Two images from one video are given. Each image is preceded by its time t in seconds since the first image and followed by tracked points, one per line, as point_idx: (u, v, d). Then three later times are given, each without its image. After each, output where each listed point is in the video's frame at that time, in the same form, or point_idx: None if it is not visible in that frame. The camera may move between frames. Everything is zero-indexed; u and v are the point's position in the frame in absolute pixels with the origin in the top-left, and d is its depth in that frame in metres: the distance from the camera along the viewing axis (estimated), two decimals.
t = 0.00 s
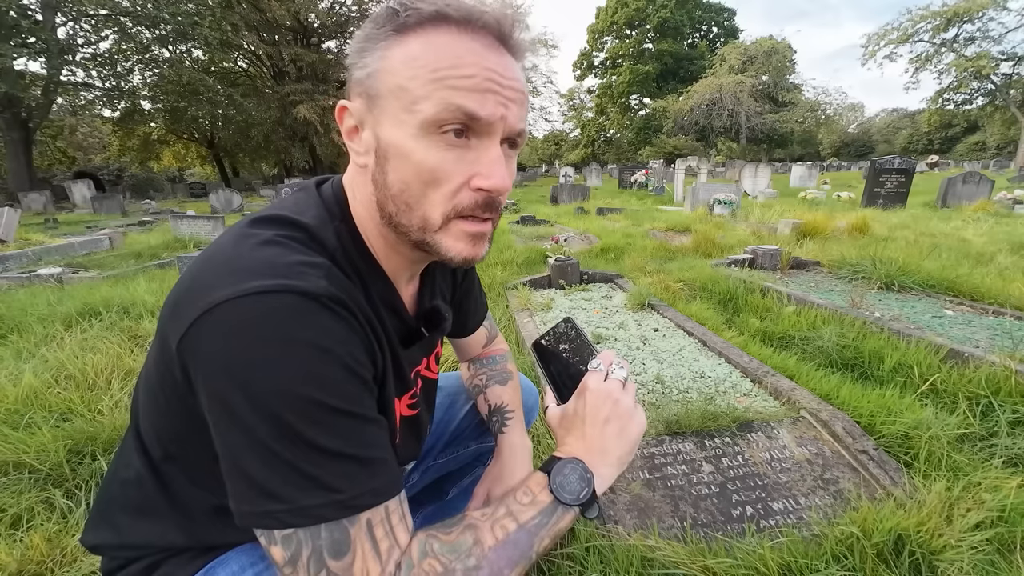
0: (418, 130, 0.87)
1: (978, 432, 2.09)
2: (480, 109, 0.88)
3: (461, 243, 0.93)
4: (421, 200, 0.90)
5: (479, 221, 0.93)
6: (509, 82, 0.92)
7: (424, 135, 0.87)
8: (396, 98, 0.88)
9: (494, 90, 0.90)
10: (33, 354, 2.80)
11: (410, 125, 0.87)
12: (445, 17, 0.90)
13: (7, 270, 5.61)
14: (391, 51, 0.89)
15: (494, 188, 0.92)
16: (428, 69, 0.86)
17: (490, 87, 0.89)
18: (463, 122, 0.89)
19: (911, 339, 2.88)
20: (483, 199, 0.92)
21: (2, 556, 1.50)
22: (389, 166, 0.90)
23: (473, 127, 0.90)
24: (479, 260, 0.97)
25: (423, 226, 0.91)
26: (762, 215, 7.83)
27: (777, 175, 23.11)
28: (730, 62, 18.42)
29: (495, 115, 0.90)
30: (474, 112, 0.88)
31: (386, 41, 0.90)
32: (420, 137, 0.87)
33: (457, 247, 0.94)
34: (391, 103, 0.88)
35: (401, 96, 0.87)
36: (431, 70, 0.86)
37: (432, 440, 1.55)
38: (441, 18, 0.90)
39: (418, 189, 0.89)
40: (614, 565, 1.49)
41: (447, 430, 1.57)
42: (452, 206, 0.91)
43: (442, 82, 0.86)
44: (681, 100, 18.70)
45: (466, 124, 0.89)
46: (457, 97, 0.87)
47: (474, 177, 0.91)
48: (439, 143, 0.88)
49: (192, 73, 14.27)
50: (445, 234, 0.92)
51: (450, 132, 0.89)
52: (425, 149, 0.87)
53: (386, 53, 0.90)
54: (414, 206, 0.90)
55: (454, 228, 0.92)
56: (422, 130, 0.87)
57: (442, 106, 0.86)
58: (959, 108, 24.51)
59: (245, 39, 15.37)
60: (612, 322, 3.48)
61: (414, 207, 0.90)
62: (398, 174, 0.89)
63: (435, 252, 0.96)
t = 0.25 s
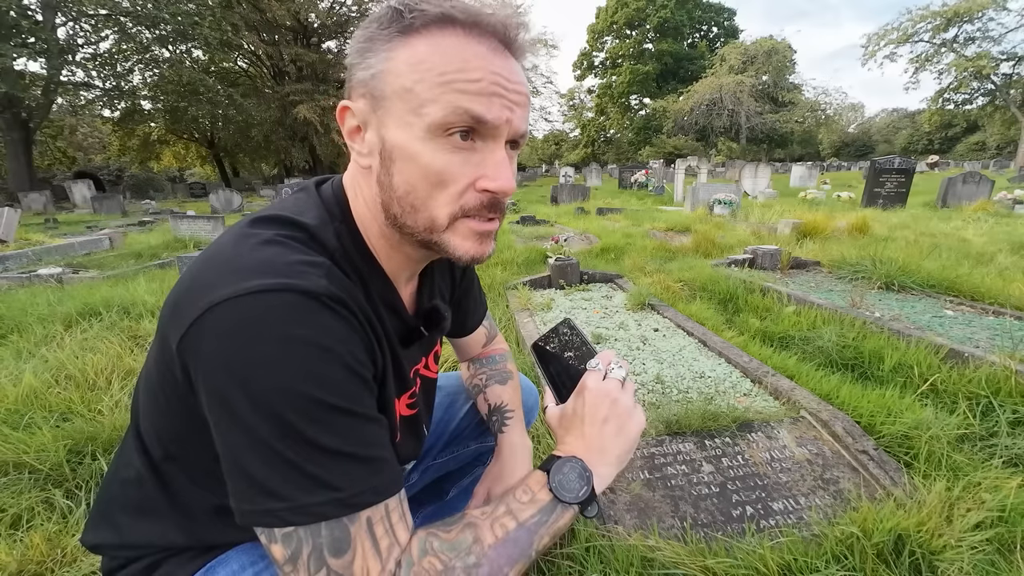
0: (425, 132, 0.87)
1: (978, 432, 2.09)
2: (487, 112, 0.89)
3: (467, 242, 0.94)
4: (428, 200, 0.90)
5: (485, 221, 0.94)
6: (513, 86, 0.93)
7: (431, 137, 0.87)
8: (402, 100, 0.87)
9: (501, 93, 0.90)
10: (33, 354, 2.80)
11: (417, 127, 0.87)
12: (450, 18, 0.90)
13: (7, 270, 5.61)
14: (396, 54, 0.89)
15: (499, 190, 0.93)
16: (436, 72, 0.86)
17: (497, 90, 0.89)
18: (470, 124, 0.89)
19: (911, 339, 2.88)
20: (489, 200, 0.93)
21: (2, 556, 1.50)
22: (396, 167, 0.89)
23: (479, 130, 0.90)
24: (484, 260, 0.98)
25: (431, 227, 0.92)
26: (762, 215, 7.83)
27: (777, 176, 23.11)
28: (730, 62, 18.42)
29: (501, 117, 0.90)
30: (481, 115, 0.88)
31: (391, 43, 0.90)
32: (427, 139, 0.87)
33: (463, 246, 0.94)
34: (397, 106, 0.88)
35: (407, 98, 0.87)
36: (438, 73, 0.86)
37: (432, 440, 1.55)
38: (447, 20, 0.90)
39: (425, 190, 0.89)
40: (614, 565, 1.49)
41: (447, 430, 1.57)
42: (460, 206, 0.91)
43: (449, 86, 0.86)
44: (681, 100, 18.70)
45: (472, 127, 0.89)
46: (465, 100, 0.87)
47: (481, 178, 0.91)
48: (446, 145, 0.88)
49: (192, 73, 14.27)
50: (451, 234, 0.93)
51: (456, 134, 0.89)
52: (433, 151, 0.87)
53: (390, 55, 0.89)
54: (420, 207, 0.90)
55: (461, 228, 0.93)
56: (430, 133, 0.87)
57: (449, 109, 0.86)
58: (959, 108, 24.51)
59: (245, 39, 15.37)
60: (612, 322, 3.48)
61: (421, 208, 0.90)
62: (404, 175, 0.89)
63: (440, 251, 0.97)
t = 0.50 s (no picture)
0: (438, 130, 0.87)
1: (978, 432, 2.09)
2: (498, 109, 0.89)
3: (478, 236, 0.95)
4: (441, 197, 0.90)
5: (495, 215, 0.96)
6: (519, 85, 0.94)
7: (443, 135, 0.87)
8: (413, 98, 0.87)
9: (509, 90, 0.91)
10: (33, 354, 2.80)
11: (430, 125, 0.87)
12: (454, 16, 0.90)
13: (8, 270, 5.62)
14: (403, 52, 0.88)
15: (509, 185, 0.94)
16: (447, 70, 0.86)
17: (506, 88, 0.90)
18: (482, 121, 0.89)
19: (911, 339, 2.88)
20: (499, 195, 0.94)
21: (3, 556, 1.51)
22: (407, 165, 0.89)
23: (490, 127, 0.91)
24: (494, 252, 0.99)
25: (443, 223, 0.92)
26: (763, 215, 7.83)
27: (777, 176, 23.11)
28: (730, 62, 18.43)
29: (510, 115, 0.91)
30: (493, 112, 0.89)
31: (397, 42, 0.89)
32: (440, 137, 0.87)
33: (475, 240, 0.95)
34: (407, 104, 0.87)
35: (419, 97, 0.86)
36: (449, 71, 0.86)
37: (432, 440, 1.55)
38: (452, 17, 0.90)
39: (438, 188, 0.89)
40: (614, 565, 1.49)
41: (447, 430, 1.57)
42: (473, 202, 0.92)
43: (461, 83, 0.86)
44: (681, 100, 18.70)
45: (483, 123, 0.89)
46: (477, 98, 0.87)
47: (493, 174, 0.92)
48: (459, 143, 0.88)
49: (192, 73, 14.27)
50: (463, 229, 0.93)
51: (468, 132, 0.89)
52: (447, 148, 0.87)
53: (397, 53, 0.88)
54: (433, 204, 0.90)
55: (473, 222, 0.93)
56: (443, 131, 0.87)
57: (463, 108, 0.86)
58: (959, 108, 24.49)
59: (245, 39, 15.38)
60: (612, 322, 3.48)
61: (434, 206, 0.90)
62: (417, 173, 0.88)
63: (449, 247, 0.97)
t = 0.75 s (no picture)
0: (472, 137, 0.89)
1: (978, 432, 2.09)
2: (517, 113, 0.94)
3: (497, 229, 1.00)
4: (471, 199, 0.93)
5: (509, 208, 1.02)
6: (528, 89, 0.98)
7: (478, 141, 0.90)
8: (449, 106, 0.87)
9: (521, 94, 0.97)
10: (33, 354, 2.80)
11: (465, 131, 0.88)
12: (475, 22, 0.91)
13: (8, 270, 5.62)
14: (433, 59, 0.87)
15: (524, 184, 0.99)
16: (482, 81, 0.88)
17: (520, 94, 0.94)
18: (507, 126, 0.93)
19: (911, 339, 2.88)
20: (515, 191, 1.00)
21: (3, 556, 1.51)
22: (441, 171, 0.90)
23: (511, 129, 0.95)
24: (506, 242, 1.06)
25: (471, 221, 0.96)
26: (762, 215, 7.83)
27: (777, 176, 23.11)
28: (730, 62, 18.44)
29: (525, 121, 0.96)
30: (515, 117, 0.94)
31: (427, 48, 0.88)
32: (475, 143, 0.89)
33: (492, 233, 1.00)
34: (442, 111, 0.87)
35: (455, 104, 0.87)
36: (483, 80, 0.88)
37: (430, 440, 1.55)
38: (475, 25, 0.91)
39: (470, 190, 0.92)
40: (614, 565, 1.49)
41: (446, 430, 1.57)
42: (496, 199, 0.97)
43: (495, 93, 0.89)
44: (681, 100, 18.70)
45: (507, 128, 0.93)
46: (505, 105, 0.91)
47: (513, 173, 0.97)
48: (489, 147, 0.91)
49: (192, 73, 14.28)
50: (486, 225, 0.98)
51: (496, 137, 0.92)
52: (481, 153, 0.90)
53: (426, 61, 0.87)
54: (463, 204, 0.93)
55: (494, 217, 0.99)
56: (477, 138, 0.89)
57: (495, 115, 0.90)
58: (959, 108, 24.48)
59: (245, 39, 15.37)
60: (612, 322, 3.48)
61: (464, 207, 0.93)
62: (452, 178, 0.90)
63: (467, 241, 1.01)
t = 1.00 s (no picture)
0: (479, 132, 0.91)
1: (978, 432, 2.09)
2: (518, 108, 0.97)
3: (495, 222, 1.02)
4: (477, 192, 0.94)
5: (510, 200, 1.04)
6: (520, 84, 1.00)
7: (483, 135, 0.91)
8: (456, 101, 0.88)
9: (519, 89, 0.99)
10: (33, 354, 2.80)
11: (471, 127, 0.90)
12: (475, 21, 0.92)
13: (8, 270, 5.62)
14: (441, 56, 0.88)
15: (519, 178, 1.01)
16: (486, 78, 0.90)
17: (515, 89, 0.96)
18: (508, 121, 0.96)
19: (911, 339, 2.88)
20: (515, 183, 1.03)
21: (3, 556, 1.51)
22: (450, 166, 0.91)
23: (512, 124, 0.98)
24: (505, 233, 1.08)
25: (476, 213, 0.97)
26: (763, 215, 7.83)
27: (777, 176, 23.10)
28: (730, 62, 18.43)
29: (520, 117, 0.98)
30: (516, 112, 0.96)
31: (434, 44, 0.89)
32: (482, 137, 0.91)
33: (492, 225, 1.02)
34: (449, 107, 0.88)
35: (462, 101, 0.88)
36: (487, 77, 0.90)
37: (428, 439, 1.56)
38: (479, 25, 0.93)
39: (475, 186, 0.94)
40: (614, 565, 1.49)
41: (444, 429, 1.57)
42: (500, 191, 0.98)
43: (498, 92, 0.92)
44: (681, 100, 18.70)
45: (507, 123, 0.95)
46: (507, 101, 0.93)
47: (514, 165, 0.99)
48: (494, 141, 0.93)
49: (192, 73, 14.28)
50: (487, 216, 0.99)
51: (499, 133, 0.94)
52: (487, 148, 0.92)
53: (435, 57, 0.88)
54: (469, 197, 0.94)
55: (497, 208, 1.00)
56: (484, 132, 0.91)
57: (500, 110, 0.92)
58: (960, 108, 24.48)
59: (245, 39, 15.37)
60: (612, 322, 3.48)
61: (471, 200, 0.95)
62: (459, 172, 0.91)
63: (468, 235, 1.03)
